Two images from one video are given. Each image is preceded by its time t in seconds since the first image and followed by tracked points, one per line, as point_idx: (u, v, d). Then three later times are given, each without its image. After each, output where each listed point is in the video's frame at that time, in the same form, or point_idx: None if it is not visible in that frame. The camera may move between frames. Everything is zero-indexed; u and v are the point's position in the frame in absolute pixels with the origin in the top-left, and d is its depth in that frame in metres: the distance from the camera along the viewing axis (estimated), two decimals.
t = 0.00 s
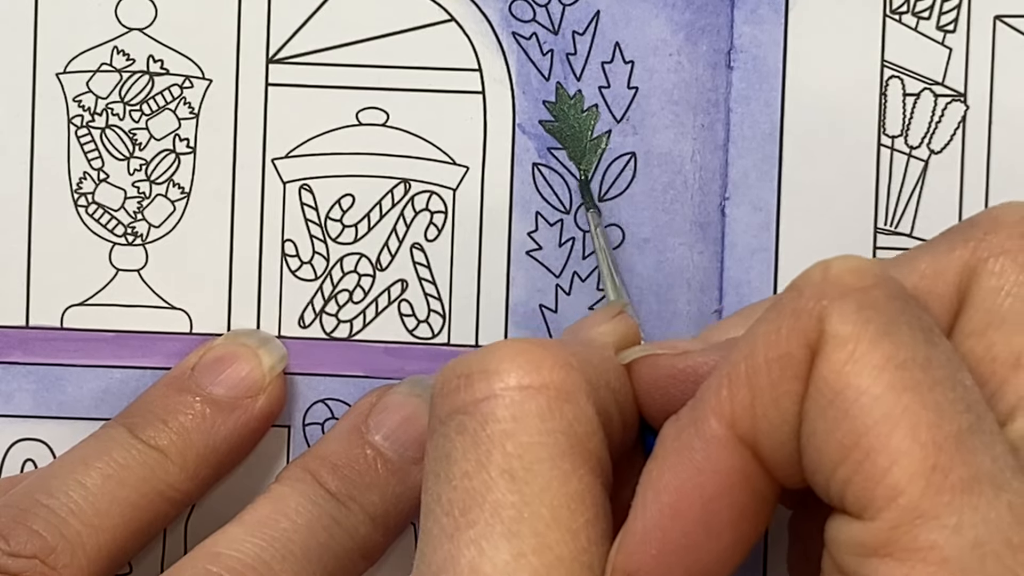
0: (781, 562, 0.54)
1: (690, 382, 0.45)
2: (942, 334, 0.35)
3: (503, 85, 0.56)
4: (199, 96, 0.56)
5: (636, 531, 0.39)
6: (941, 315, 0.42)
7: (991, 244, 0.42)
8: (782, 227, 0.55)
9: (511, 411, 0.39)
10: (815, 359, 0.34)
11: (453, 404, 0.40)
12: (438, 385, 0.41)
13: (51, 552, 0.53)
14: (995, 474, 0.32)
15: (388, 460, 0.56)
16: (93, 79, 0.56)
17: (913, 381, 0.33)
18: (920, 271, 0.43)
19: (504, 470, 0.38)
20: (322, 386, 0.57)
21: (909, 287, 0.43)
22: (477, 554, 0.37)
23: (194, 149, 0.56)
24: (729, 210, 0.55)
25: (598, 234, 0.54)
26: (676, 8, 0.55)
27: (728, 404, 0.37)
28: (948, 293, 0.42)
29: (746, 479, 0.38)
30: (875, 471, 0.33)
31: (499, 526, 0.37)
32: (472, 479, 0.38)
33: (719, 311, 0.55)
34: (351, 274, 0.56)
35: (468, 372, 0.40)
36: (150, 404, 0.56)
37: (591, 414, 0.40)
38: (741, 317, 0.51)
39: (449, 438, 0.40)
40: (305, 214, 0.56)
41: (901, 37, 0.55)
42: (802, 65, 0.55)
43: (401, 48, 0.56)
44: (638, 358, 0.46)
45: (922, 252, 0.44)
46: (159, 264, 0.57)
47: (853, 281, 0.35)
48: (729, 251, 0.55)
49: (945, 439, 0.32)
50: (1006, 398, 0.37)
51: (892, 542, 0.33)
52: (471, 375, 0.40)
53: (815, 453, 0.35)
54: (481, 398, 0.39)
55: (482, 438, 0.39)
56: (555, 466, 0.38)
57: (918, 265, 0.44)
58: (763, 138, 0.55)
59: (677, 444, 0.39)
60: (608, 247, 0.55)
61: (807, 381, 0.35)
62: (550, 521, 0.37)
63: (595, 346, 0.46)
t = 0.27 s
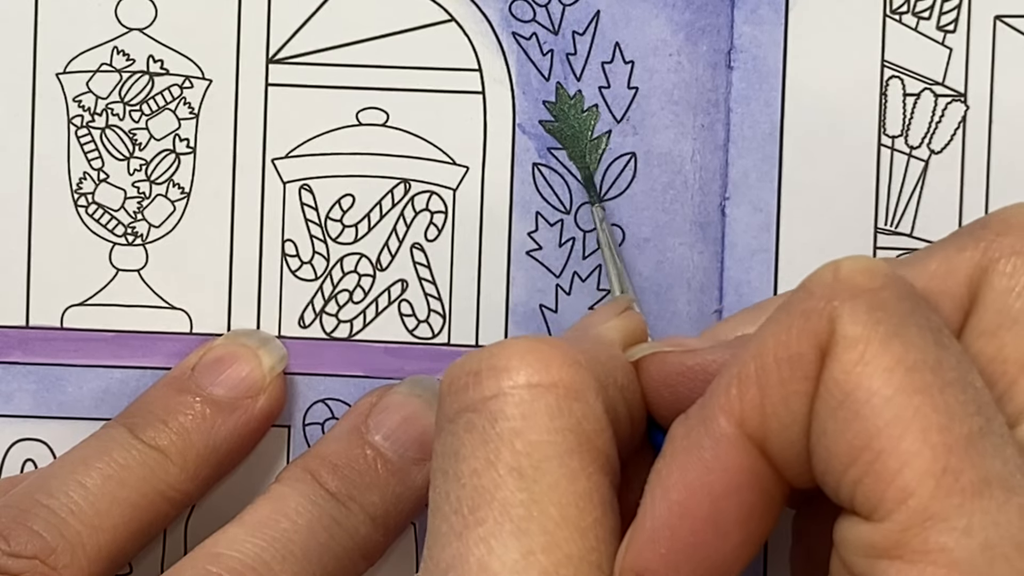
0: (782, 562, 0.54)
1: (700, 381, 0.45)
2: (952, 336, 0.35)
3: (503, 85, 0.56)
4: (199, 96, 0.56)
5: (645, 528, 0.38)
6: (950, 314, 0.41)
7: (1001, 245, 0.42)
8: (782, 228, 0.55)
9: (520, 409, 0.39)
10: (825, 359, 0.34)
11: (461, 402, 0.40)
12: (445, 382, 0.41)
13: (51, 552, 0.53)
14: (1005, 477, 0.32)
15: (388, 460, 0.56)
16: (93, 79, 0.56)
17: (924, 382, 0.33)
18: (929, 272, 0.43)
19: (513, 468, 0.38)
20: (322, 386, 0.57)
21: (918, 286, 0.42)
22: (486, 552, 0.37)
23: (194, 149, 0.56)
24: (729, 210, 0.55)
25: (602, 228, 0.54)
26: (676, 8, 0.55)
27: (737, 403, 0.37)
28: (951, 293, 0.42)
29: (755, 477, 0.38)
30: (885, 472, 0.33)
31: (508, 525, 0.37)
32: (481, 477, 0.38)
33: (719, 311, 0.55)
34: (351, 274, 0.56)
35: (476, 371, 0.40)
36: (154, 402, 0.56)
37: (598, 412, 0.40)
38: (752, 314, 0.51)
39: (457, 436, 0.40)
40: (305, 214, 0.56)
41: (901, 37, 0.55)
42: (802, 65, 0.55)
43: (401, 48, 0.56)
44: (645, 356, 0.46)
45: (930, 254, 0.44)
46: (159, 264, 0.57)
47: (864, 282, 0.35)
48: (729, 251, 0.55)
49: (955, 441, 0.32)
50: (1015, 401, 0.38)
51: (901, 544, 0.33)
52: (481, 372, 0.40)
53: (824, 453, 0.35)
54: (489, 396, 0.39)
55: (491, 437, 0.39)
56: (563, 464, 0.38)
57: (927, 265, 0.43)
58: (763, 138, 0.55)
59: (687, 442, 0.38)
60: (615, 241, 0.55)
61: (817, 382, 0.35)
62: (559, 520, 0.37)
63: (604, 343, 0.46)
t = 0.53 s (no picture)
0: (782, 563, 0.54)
1: (699, 383, 0.45)
2: (951, 336, 0.35)
3: (503, 85, 0.56)
4: (199, 96, 0.56)
5: (646, 532, 0.38)
6: (949, 315, 0.41)
7: (999, 245, 0.42)
8: (782, 228, 0.55)
9: (519, 412, 0.39)
10: (825, 361, 0.34)
11: (460, 404, 0.40)
12: (444, 384, 0.41)
13: (50, 552, 0.53)
14: (1005, 476, 0.32)
15: (388, 460, 0.56)
16: (93, 79, 0.56)
17: (924, 383, 0.33)
18: (927, 272, 0.43)
19: (513, 471, 0.38)
20: (322, 386, 0.57)
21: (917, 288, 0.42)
22: (486, 554, 0.37)
23: (194, 149, 0.56)
24: (729, 210, 0.55)
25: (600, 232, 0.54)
26: (676, 8, 0.55)
27: (737, 405, 0.37)
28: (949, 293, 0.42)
29: (754, 479, 0.38)
30: (886, 473, 0.33)
31: (508, 527, 0.37)
32: (481, 479, 0.38)
33: (719, 311, 0.55)
34: (351, 274, 0.56)
35: (475, 372, 0.40)
36: (155, 401, 0.56)
37: (598, 413, 0.40)
38: (747, 317, 0.50)
39: (456, 437, 0.40)
40: (305, 214, 0.56)
41: (901, 37, 0.55)
42: (802, 65, 0.55)
43: (401, 48, 0.56)
44: (643, 359, 0.46)
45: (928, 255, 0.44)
46: (159, 264, 0.57)
47: (862, 283, 0.35)
48: (729, 251, 0.55)
49: (956, 442, 0.32)
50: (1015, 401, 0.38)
51: (904, 545, 0.33)
52: (479, 374, 0.40)
53: (825, 454, 0.35)
54: (489, 398, 0.39)
55: (491, 439, 0.39)
56: (563, 467, 0.38)
57: (925, 266, 0.43)
58: (763, 138, 0.55)
59: (687, 445, 0.38)
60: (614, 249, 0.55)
61: (818, 381, 0.35)
62: (559, 524, 0.37)
63: (601, 345, 0.46)
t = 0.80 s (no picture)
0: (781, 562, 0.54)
1: (690, 373, 0.45)
2: (941, 324, 0.35)
3: (503, 85, 0.56)
4: (199, 96, 0.56)
5: (636, 524, 0.38)
6: (940, 305, 0.41)
7: (989, 237, 0.42)
8: (782, 228, 0.55)
9: (509, 406, 0.39)
10: (814, 350, 0.34)
11: (452, 400, 0.40)
12: (437, 381, 0.41)
13: (51, 552, 0.53)
14: (994, 464, 0.33)
15: (388, 460, 0.56)
16: (93, 79, 0.56)
17: (912, 371, 0.33)
18: (919, 263, 0.43)
19: (504, 466, 0.38)
20: (322, 386, 0.57)
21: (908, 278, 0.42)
22: (479, 548, 0.37)
23: (194, 149, 0.56)
24: (729, 210, 0.55)
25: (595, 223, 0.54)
26: (676, 8, 0.55)
27: (727, 395, 0.37)
28: (938, 285, 0.42)
29: (745, 469, 0.38)
30: (874, 461, 0.33)
31: (500, 520, 0.37)
32: (472, 474, 0.38)
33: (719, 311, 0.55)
34: (351, 273, 0.56)
35: (466, 369, 0.40)
36: (155, 400, 0.56)
37: (589, 406, 0.40)
38: (740, 307, 0.50)
39: (449, 434, 0.40)
40: (305, 214, 0.56)
41: (901, 37, 0.55)
42: (802, 65, 0.55)
43: (401, 48, 0.56)
44: (636, 349, 0.46)
45: (919, 244, 0.44)
46: (159, 264, 0.57)
47: (851, 272, 0.35)
48: (729, 251, 0.55)
49: (944, 429, 0.32)
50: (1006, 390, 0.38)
51: (893, 532, 0.33)
52: (470, 370, 0.40)
53: (814, 444, 0.35)
54: (479, 394, 0.39)
55: (481, 434, 0.39)
56: (554, 459, 0.38)
57: (916, 256, 0.43)
58: (763, 138, 0.55)
59: (678, 435, 0.38)
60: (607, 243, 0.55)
61: (807, 371, 0.35)
62: (551, 515, 0.37)
63: (594, 337, 0.46)
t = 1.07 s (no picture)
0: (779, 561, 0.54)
1: (679, 366, 0.45)
2: (930, 316, 0.35)
3: (503, 85, 0.56)
4: (199, 96, 0.56)
5: (629, 520, 0.38)
6: (929, 297, 0.41)
7: (976, 229, 0.42)
8: (782, 228, 0.55)
9: (498, 408, 0.39)
10: (803, 344, 0.34)
11: (441, 403, 0.40)
12: (425, 385, 0.41)
13: (51, 552, 0.53)
14: (986, 454, 0.32)
15: (388, 460, 0.56)
16: (93, 80, 0.56)
17: (902, 363, 0.33)
18: (905, 255, 0.43)
19: (494, 467, 0.38)
20: (322, 386, 0.57)
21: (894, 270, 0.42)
22: (472, 551, 0.37)
23: (194, 149, 0.56)
24: (729, 210, 0.55)
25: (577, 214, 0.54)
26: (676, 8, 0.55)
27: (718, 390, 0.37)
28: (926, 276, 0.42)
29: (737, 463, 0.38)
30: (866, 454, 0.33)
31: (492, 522, 0.37)
32: (463, 477, 0.38)
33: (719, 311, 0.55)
34: (351, 274, 0.56)
35: (454, 371, 0.40)
36: (154, 403, 0.56)
37: (577, 405, 0.40)
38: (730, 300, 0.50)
39: (438, 438, 0.40)
40: (305, 214, 0.56)
41: (901, 37, 0.55)
42: (802, 65, 0.55)
43: (402, 48, 0.56)
44: (623, 343, 0.46)
45: (906, 236, 0.44)
46: (160, 264, 0.57)
47: (839, 265, 0.35)
48: (729, 251, 0.55)
49: (935, 420, 0.32)
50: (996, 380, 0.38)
51: (885, 524, 0.33)
52: (458, 373, 0.40)
53: (805, 438, 0.35)
54: (468, 396, 0.39)
55: (471, 437, 0.39)
56: (545, 458, 0.38)
57: (903, 249, 0.43)
58: (763, 139, 0.55)
59: (669, 431, 0.38)
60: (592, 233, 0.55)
61: (797, 365, 0.35)
62: (543, 515, 0.37)
63: (582, 332, 0.46)
